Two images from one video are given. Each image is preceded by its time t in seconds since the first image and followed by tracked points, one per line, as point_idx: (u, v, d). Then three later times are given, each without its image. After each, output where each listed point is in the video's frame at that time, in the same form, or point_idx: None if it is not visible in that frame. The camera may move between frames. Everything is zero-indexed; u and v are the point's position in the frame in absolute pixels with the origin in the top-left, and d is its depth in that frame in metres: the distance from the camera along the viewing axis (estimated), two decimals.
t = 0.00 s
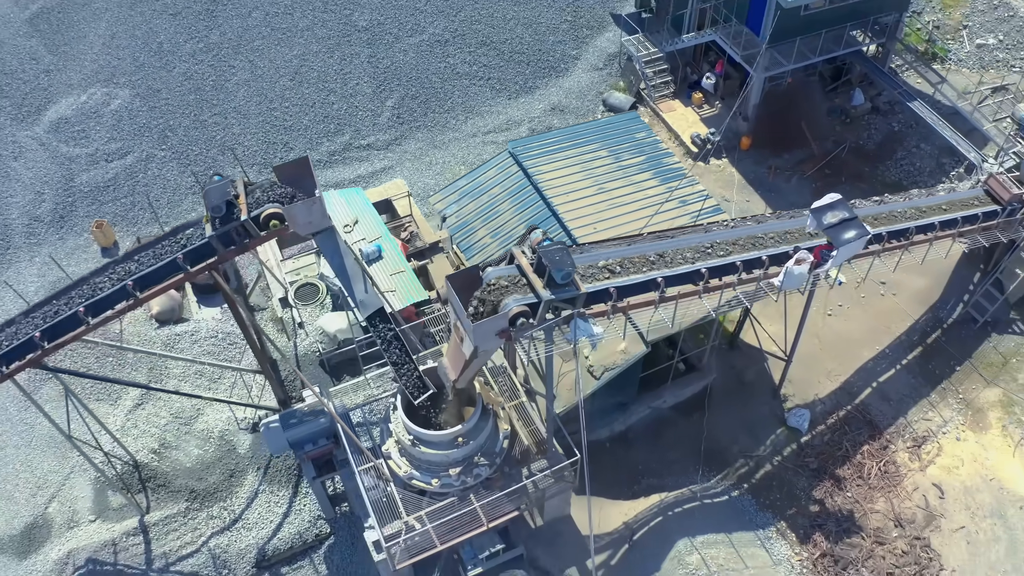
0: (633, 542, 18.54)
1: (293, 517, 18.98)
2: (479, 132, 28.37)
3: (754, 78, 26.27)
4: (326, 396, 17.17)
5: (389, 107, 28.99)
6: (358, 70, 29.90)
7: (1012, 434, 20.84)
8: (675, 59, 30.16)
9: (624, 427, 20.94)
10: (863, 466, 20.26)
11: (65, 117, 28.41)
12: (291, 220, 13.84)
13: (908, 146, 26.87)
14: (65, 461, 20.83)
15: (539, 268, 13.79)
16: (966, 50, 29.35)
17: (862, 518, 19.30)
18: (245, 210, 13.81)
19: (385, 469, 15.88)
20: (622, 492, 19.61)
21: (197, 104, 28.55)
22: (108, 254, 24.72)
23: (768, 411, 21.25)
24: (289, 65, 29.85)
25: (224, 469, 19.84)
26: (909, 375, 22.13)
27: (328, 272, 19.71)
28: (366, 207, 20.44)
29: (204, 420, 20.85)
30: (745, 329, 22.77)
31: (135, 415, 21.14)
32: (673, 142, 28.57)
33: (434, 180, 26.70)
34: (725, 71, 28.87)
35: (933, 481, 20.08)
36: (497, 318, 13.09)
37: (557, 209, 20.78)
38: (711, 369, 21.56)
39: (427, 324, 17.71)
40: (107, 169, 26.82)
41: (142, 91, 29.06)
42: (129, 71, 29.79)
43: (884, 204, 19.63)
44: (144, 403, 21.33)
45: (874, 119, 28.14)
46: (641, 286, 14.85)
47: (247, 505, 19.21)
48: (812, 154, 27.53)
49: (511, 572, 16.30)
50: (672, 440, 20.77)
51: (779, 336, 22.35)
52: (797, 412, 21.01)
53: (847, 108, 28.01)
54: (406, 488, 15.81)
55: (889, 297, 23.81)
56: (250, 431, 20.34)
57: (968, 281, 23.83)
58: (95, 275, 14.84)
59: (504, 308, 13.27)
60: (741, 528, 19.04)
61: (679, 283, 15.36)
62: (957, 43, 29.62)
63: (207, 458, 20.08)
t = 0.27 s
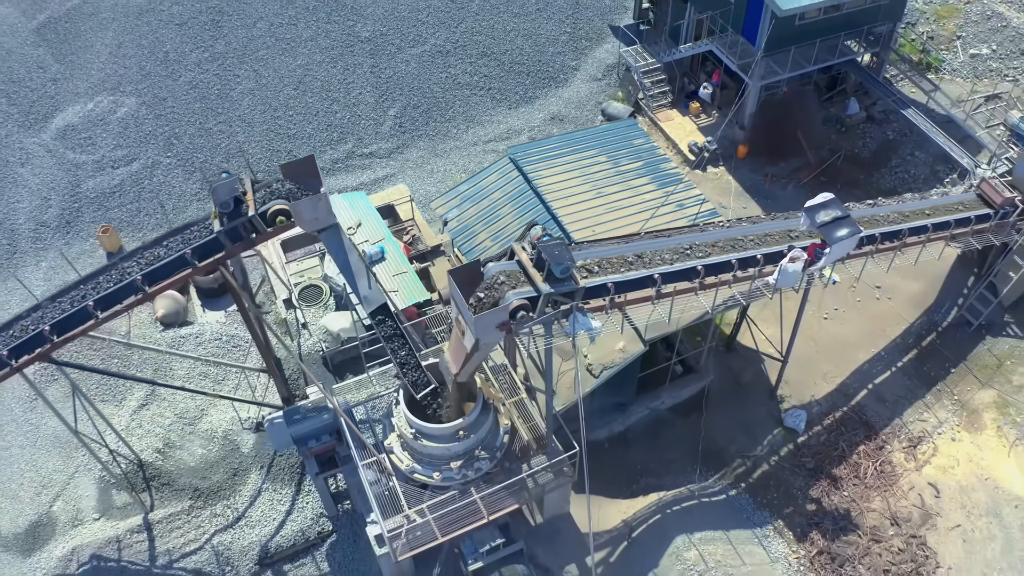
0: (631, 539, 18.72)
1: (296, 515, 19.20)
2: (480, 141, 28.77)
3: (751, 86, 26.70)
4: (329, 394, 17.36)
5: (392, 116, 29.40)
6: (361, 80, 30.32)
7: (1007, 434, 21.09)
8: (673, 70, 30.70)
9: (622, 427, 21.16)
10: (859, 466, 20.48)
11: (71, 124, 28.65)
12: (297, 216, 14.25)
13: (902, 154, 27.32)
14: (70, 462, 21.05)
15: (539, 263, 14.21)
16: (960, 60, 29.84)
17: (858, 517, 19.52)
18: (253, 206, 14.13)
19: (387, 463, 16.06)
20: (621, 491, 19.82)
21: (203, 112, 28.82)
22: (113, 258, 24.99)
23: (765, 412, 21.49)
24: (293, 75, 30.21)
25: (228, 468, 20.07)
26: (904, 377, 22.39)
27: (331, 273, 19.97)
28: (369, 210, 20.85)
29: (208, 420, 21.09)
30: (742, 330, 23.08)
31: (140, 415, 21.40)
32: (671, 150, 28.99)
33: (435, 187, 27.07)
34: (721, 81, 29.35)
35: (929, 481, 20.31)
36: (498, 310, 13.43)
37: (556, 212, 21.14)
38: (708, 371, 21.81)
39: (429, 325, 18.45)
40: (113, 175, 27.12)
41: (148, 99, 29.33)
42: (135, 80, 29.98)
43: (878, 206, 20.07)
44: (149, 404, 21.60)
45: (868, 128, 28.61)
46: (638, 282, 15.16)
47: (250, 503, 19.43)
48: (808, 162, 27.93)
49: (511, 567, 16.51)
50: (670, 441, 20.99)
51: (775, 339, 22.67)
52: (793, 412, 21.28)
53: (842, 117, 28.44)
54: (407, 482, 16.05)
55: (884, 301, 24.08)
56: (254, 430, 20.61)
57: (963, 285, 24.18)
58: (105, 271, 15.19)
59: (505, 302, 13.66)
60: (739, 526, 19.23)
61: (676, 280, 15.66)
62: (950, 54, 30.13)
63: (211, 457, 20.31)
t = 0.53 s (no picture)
0: (629, 536, 18.91)
1: (298, 512, 19.41)
2: (480, 148, 29.08)
3: (747, 93, 27.09)
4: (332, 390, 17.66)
5: (393, 123, 29.72)
6: (363, 88, 30.66)
7: (1001, 434, 21.36)
8: (670, 78, 31.09)
9: (621, 427, 21.40)
10: (854, 465, 20.70)
11: (77, 129, 28.88)
12: (301, 212, 14.64)
13: (897, 160, 27.70)
14: (74, 460, 21.28)
15: (538, 258, 14.52)
16: (954, 69, 30.29)
17: (854, 515, 19.72)
18: (259, 202, 14.71)
19: (388, 457, 16.32)
20: (619, 489, 20.05)
21: (208, 118, 29.10)
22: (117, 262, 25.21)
23: (762, 411, 21.73)
24: (296, 83, 30.49)
25: (231, 466, 20.29)
26: (899, 378, 22.65)
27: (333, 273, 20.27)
28: (371, 212, 21.24)
29: (211, 419, 21.33)
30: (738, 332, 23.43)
31: (144, 415, 21.64)
32: (669, 157, 29.38)
33: (436, 193, 27.34)
34: (718, 89, 29.75)
35: (924, 479, 20.54)
36: (498, 304, 13.68)
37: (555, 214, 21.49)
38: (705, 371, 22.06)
39: (430, 325, 18.55)
40: (118, 181, 27.35)
41: (153, 106, 29.54)
42: (141, 87, 30.19)
43: (871, 208, 20.41)
44: (153, 403, 21.83)
45: (863, 135, 28.96)
46: (636, 278, 15.44)
47: (252, 500, 19.63)
48: (804, 168, 28.34)
49: (510, 561, 16.72)
50: (668, 440, 21.24)
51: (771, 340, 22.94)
52: (789, 412, 21.50)
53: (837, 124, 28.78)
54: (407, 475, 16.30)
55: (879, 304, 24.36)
56: (257, 429, 20.86)
57: (957, 287, 24.45)
58: (113, 267, 15.51)
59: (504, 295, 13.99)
60: (736, 523, 19.42)
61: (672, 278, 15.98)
62: (944, 62, 30.56)
63: (214, 456, 20.53)
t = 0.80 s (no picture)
0: (627, 530, 19.19)
1: (300, 506, 19.70)
2: (481, 155, 29.44)
3: (742, 100, 27.64)
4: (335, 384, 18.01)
5: (395, 131, 30.06)
6: (365, 96, 30.98)
7: (994, 433, 21.73)
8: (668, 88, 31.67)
9: (618, 425, 21.67)
10: (849, 462, 21.01)
11: (84, 135, 29.01)
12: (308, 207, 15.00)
13: (890, 167, 28.21)
14: (80, 457, 21.54)
15: (536, 251, 14.97)
16: (947, 77, 30.86)
17: (849, 510, 20.03)
18: (266, 197, 14.92)
19: (390, 448, 16.70)
20: (616, 486, 20.31)
21: (213, 125, 29.20)
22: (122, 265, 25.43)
23: (757, 411, 22.04)
24: (300, 90, 30.72)
25: (234, 462, 20.57)
26: (893, 378, 23.00)
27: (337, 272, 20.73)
28: (374, 214, 21.72)
29: (215, 416, 21.62)
30: (733, 333, 23.78)
31: (149, 413, 21.94)
32: (666, 163, 29.85)
33: (438, 199, 27.65)
34: (715, 98, 30.26)
35: (918, 476, 20.87)
36: (498, 295, 14.13)
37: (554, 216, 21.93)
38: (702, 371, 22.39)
39: (431, 324, 18.87)
40: (124, 186, 27.52)
41: (159, 112, 29.64)
42: (147, 93, 30.27)
43: (863, 210, 20.88)
44: (158, 402, 22.13)
45: (857, 143, 29.54)
46: (632, 272, 15.83)
47: (256, 495, 19.92)
48: (799, 175, 28.85)
49: (510, 551, 17.02)
50: (665, 438, 21.51)
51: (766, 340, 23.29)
52: (784, 410, 21.81)
53: (832, 132, 29.37)
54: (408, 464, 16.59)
55: (873, 305, 24.74)
56: (260, 426, 21.18)
57: (950, 289, 24.81)
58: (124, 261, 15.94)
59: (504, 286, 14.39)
60: (732, 518, 19.72)
61: (667, 272, 16.43)
62: (937, 72, 31.11)
63: (218, 452, 20.82)
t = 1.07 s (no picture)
0: (624, 522, 19.47)
1: (303, 498, 20.05)
2: (482, 162, 29.96)
3: (737, 106, 28.26)
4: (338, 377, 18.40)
5: (397, 138, 30.61)
6: (368, 104, 31.56)
7: (986, 429, 22.11)
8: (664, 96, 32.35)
9: (615, 421, 22.03)
10: (842, 457, 21.36)
11: (91, 141, 29.53)
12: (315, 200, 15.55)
13: (883, 173, 28.78)
14: (86, 453, 21.91)
15: (534, 243, 15.47)
16: (939, 85, 31.50)
17: (843, 504, 20.36)
18: (273, 191, 15.51)
19: (391, 437, 17.11)
20: (613, 480, 20.64)
21: (219, 131, 29.66)
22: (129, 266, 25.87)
23: (752, 407, 22.42)
24: (304, 98, 31.28)
25: (239, 456, 20.94)
26: (886, 376, 23.39)
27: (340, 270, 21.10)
28: (377, 214, 22.14)
29: (219, 413, 22.00)
30: (728, 332, 24.23)
31: (154, 409, 22.30)
32: (662, 169, 30.40)
33: (439, 204, 28.13)
34: (710, 105, 30.89)
35: (911, 471, 21.22)
36: (497, 283, 14.62)
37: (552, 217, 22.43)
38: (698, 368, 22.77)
39: (433, 320, 19.18)
40: (130, 189, 27.96)
41: (166, 118, 30.15)
42: (153, 100, 30.79)
43: (853, 210, 21.42)
44: (163, 398, 22.50)
45: (850, 150, 30.12)
46: (627, 264, 16.33)
47: (259, 488, 20.27)
48: (793, 180, 29.42)
49: (509, 540, 17.33)
50: (661, 434, 21.87)
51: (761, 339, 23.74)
52: (779, 407, 22.20)
53: (825, 139, 29.95)
54: (409, 453, 16.98)
55: (866, 306, 25.18)
56: (264, 421, 21.57)
57: (942, 290, 25.27)
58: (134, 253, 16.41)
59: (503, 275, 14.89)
60: (727, 511, 20.02)
61: (662, 266, 16.95)
62: (929, 80, 31.72)
63: (222, 447, 21.19)
